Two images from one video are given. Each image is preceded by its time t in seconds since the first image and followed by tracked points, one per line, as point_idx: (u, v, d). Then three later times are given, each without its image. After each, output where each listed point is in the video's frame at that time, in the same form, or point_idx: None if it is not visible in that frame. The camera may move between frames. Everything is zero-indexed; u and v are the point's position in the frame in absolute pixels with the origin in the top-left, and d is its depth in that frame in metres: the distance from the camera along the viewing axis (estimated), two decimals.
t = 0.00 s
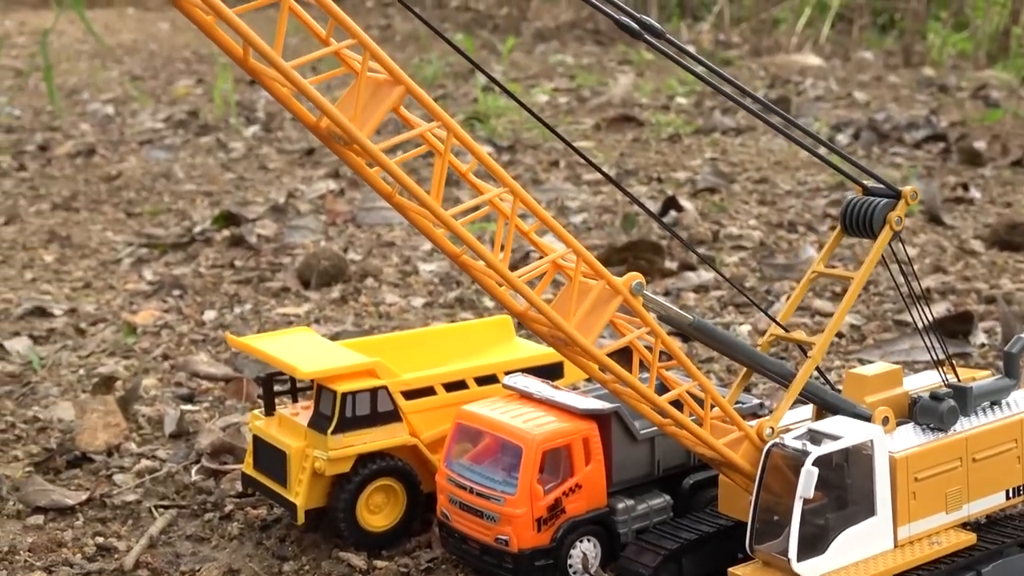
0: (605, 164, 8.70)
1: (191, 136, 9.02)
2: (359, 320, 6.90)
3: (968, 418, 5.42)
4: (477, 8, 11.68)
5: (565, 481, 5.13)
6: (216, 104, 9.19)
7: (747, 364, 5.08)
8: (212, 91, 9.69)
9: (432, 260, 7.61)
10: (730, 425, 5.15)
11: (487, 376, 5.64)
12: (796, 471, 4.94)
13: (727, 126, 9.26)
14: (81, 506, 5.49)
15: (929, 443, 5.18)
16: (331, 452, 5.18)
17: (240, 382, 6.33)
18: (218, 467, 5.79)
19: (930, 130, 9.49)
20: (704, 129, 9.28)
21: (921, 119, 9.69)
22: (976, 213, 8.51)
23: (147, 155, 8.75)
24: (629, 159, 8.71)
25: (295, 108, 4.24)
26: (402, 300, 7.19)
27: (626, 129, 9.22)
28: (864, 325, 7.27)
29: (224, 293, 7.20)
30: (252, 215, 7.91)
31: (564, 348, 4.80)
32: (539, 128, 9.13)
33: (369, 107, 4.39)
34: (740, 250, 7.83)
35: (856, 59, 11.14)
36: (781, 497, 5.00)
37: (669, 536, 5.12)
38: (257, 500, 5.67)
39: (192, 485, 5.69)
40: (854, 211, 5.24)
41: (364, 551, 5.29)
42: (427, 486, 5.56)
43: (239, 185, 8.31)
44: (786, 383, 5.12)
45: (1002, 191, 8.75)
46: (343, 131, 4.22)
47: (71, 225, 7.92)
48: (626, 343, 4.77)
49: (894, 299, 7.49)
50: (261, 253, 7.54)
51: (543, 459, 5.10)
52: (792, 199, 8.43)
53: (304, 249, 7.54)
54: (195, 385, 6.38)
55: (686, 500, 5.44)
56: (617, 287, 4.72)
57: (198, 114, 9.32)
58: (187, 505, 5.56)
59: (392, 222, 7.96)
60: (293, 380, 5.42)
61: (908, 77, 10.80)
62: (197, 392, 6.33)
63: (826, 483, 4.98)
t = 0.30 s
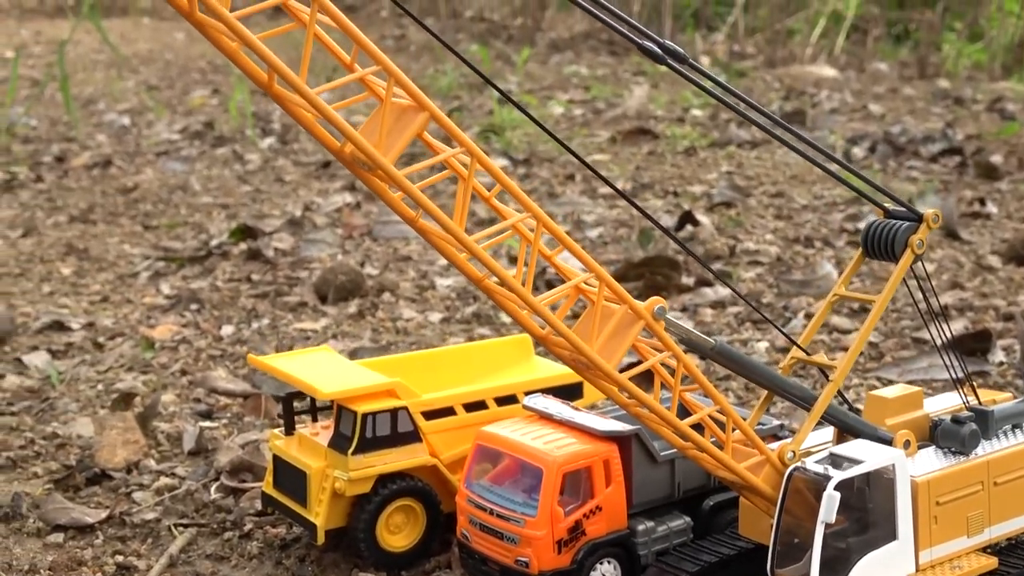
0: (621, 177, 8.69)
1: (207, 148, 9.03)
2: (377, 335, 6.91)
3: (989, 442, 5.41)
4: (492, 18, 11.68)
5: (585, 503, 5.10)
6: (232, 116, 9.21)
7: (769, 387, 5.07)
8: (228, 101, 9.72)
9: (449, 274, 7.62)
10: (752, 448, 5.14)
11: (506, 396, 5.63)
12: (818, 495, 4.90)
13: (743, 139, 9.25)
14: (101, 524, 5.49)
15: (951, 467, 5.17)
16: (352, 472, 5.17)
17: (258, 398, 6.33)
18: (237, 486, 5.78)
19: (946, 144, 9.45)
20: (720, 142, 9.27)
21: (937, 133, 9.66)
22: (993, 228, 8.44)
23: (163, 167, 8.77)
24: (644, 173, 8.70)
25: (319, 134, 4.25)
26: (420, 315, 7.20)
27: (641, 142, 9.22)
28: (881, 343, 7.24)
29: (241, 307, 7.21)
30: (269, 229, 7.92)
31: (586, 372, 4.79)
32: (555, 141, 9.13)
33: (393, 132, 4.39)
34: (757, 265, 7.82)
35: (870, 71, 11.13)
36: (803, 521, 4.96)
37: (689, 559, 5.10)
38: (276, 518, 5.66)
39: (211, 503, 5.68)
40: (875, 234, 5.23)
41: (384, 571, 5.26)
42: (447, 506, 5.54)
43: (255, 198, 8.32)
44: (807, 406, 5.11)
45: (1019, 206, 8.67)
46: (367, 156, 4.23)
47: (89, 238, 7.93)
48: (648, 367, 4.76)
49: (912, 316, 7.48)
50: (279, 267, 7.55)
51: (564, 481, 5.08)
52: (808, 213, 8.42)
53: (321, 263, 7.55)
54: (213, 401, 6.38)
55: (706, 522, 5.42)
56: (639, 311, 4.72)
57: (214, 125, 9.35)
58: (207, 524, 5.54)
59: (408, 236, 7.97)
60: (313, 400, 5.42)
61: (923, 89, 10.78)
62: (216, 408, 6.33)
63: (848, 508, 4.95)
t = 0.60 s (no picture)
0: (637, 193, 8.68)
1: (224, 162, 9.05)
2: (393, 352, 6.92)
3: (1011, 467, 5.39)
4: (507, 31, 11.72)
5: (605, 527, 5.07)
6: (248, 130, 9.24)
7: (790, 412, 5.06)
8: (243, 115, 9.75)
9: (465, 291, 7.62)
10: (773, 473, 5.12)
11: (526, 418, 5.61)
12: (841, 521, 4.88)
13: (759, 154, 9.23)
14: (119, 543, 5.46)
15: (973, 493, 5.14)
16: (371, 493, 5.14)
17: (276, 417, 6.32)
18: (256, 505, 5.73)
19: (962, 159, 9.39)
20: (736, 157, 9.26)
21: (953, 148, 9.62)
22: (1011, 245, 8.34)
23: (179, 182, 8.78)
24: (660, 189, 8.69)
25: (342, 160, 4.27)
26: (436, 332, 7.20)
27: (657, 157, 9.21)
28: (900, 362, 7.19)
29: (259, 323, 7.22)
30: (286, 244, 7.94)
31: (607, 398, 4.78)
32: (571, 156, 9.13)
33: (416, 158, 4.40)
34: (774, 283, 7.80)
35: (886, 85, 11.11)
36: (825, 548, 4.93)
37: None
38: (295, 540, 5.57)
39: (230, 523, 5.63)
40: (897, 258, 5.21)
41: None
42: (466, 528, 5.51)
43: (272, 213, 8.33)
44: (829, 431, 5.09)
45: None
46: (390, 182, 4.23)
47: (106, 252, 7.95)
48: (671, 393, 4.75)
49: (930, 335, 7.45)
50: (296, 283, 7.56)
51: (584, 505, 5.05)
52: (824, 229, 8.40)
53: (338, 279, 7.56)
54: (231, 419, 6.38)
55: (726, 545, 5.40)
56: (661, 337, 4.71)
57: (230, 139, 9.38)
58: (226, 544, 5.49)
59: (425, 252, 7.98)
60: (332, 421, 5.41)
61: (939, 103, 10.75)
62: (234, 427, 6.33)
63: (871, 534, 4.93)
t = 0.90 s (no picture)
0: (653, 209, 8.66)
1: (241, 175, 9.07)
2: (411, 368, 6.91)
3: None
4: (523, 44, 11.84)
5: (626, 549, 5.05)
6: (265, 143, 9.26)
7: (812, 435, 5.03)
8: (260, 127, 9.78)
9: (482, 307, 7.62)
10: (796, 497, 5.09)
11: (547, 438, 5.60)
12: (864, 545, 4.85)
13: (775, 169, 9.22)
14: (138, 561, 5.43)
15: (996, 517, 5.08)
16: (392, 514, 5.13)
17: (295, 434, 6.32)
18: (275, 523, 5.71)
19: (980, 175, 9.34)
20: (752, 173, 9.25)
21: (970, 164, 9.57)
22: None
23: (196, 195, 8.78)
24: (677, 204, 8.67)
25: (368, 183, 4.27)
26: (454, 348, 7.19)
27: (674, 172, 9.20)
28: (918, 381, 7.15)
29: (276, 338, 7.21)
30: (303, 258, 7.94)
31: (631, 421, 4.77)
32: (587, 170, 9.13)
33: (442, 181, 4.39)
34: (792, 300, 7.78)
35: (902, 99, 11.11)
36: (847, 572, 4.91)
37: None
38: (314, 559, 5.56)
39: (249, 541, 5.60)
40: (920, 281, 5.19)
41: None
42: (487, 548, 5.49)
43: (289, 227, 8.34)
44: (852, 455, 5.06)
45: None
46: (415, 206, 4.23)
47: (123, 266, 7.95)
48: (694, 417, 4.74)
49: (950, 354, 7.42)
50: (313, 297, 7.56)
51: (605, 527, 5.02)
52: (842, 246, 8.38)
53: (355, 294, 7.56)
54: (250, 436, 6.37)
55: (748, 567, 5.38)
56: (685, 359, 4.70)
57: (246, 151, 9.40)
58: (245, 562, 5.46)
59: (442, 267, 7.99)
60: (352, 440, 5.40)
61: (956, 119, 10.71)
62: (252, 443, 6.32)
63: (893, 558, 4.91)
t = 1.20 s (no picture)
0: (672, 225, 8.65)
1: (259, 190, 9.08)
2: (431, 385, 6.90)
3: None
4: (539, 58, 11.96)
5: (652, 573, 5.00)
6: (284, 158, 9.27)
7: (840, 459, 5.02)
8: (278, 141, 9.79)
9: (503, 324, 7.62)
10: (823, 522, 5.06)
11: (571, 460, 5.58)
12: (892, 571, 4.83)
13: (794, 186, 9.22)
14: None
15: None
16: (416, 535, 5.09)
17: (316, 452, 6.31)
18: (298, 543, 5.67)
19: (999, 192, 9.29)
20: (771, 189, 9.25)
21: (989, 181, 9.53)
22: None
23: (215, 210, 8.79)
24: (696, 221, 8.66)
25: (398, 209, 4.27)
26: (475, 366, 7.18)
27: (693, 188, 9.19)
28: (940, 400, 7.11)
29: (297, 355, 7.20)
30: (322, 274, 7.95)
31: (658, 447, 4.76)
32: (606, 185, 9.13)
33: (472, 207, 4.39)
34: (812, 318, 7.76)
35: (919, 115, 11.11)
36: None
37: None
38: None
39: (272, 561, 5.55)
40: (948, 306, 5.17)
41: None
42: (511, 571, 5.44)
43: (308, 242, 8.35)
44: (880, 481, 5.04)
45: None
46: (445, 232, 4.23)
47: (143, 281, 7.96)
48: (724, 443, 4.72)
49: (971, 373, 7.38)
50: (333, 313, 7.56)
51: (631, 551, 4.98)
52: (862, 263, 8.37)
53: (376, 310, 7.56)
54: (272, 454, 6.36)
55: None
56: (713, 385, 4.69)
57: (265, 165, 9.41)
58: None
59: (462, 283, 7.99)
60: (377, 462, 5.38)
61: (974, 134, 10.68)
62: (274, 461, 6.31)
63: None
